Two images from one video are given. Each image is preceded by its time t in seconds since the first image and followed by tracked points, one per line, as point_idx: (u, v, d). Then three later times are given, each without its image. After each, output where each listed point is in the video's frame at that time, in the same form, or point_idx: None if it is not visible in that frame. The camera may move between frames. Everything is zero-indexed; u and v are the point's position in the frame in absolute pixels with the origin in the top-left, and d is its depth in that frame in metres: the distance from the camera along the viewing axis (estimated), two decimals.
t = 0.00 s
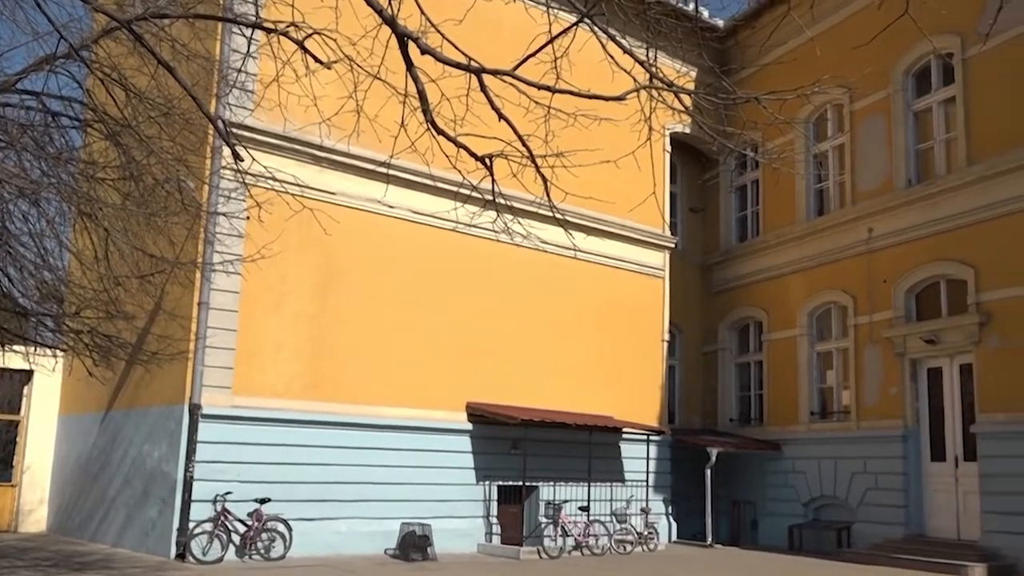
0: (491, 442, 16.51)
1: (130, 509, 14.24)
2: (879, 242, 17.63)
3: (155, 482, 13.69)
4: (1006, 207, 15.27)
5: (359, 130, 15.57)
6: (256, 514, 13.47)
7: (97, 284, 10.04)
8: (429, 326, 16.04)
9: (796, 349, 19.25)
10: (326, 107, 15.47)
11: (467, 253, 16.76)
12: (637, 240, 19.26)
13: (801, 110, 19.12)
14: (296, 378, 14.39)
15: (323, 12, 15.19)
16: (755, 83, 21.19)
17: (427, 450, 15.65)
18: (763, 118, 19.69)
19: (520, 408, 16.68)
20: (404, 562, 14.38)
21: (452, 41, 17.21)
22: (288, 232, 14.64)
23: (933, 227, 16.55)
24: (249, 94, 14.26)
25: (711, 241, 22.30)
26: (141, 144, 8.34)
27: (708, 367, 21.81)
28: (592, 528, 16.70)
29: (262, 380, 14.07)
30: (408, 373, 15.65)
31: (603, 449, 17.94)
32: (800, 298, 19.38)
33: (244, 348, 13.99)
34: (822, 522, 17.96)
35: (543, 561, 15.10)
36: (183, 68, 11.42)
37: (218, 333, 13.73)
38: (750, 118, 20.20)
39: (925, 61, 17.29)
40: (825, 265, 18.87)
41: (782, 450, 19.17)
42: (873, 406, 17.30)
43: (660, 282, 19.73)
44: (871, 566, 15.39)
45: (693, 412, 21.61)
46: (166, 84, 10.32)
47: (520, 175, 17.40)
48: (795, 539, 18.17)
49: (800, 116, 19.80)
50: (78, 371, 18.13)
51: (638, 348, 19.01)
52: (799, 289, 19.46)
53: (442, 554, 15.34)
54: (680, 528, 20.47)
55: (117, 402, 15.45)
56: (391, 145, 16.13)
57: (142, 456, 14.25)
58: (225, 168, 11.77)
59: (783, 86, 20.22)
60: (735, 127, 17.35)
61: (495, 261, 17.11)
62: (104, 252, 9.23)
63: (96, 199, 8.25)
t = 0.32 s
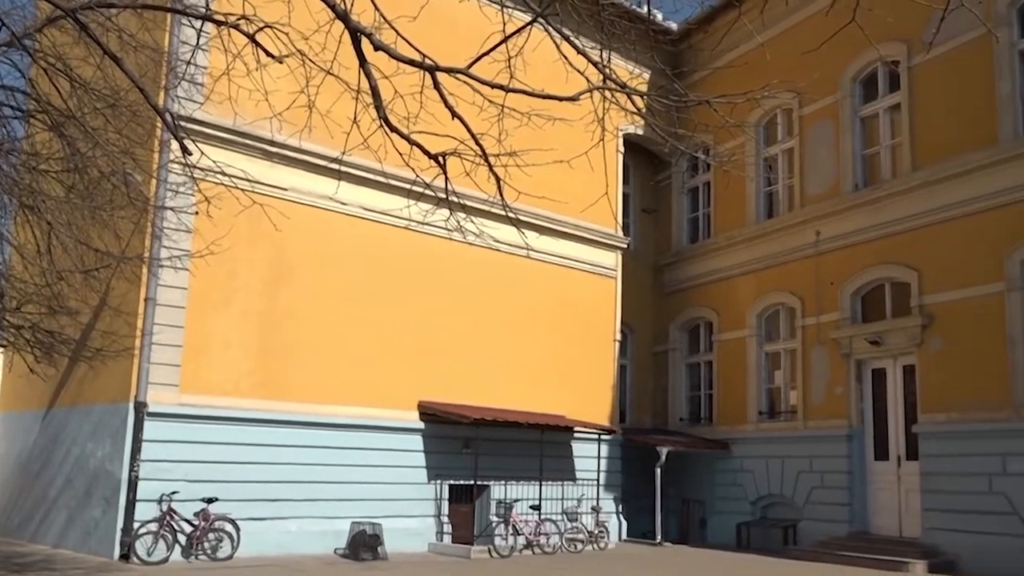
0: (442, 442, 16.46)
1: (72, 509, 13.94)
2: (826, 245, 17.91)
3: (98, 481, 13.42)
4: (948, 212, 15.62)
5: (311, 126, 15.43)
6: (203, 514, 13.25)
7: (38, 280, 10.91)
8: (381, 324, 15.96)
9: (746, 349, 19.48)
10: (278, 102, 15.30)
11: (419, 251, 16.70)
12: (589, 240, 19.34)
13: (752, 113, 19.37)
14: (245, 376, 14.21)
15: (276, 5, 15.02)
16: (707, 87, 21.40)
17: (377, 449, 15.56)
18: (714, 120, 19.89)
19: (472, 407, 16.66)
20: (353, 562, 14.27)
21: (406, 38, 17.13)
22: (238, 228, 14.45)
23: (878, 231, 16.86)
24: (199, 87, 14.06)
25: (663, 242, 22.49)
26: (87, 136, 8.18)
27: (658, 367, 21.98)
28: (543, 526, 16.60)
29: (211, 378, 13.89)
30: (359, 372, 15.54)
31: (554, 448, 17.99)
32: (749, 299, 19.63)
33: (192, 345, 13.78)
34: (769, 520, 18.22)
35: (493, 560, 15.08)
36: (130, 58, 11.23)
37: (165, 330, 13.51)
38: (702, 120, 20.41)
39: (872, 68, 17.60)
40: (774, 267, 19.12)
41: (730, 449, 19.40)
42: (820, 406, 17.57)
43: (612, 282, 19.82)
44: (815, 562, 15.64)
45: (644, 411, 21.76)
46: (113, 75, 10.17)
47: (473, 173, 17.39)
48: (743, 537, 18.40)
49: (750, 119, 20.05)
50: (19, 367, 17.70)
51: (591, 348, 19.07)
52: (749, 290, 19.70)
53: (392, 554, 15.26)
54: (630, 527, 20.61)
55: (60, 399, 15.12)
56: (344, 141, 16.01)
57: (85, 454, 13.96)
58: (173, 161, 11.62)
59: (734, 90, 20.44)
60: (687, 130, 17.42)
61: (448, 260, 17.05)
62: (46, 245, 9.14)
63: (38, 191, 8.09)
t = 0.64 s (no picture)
0: (385, 439, 16.38)
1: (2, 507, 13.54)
2: (768, 247, 18.19)
3: (30, 479, 13.06)
4: (886, 216, 15.97)
5: (255, 119, 15.22)
6: (140, 513, 13.01)
7: None
8: (324, 321, 15.80)
9: (689, 349, 19.71)
10: (221, 94, 15.07)
11: (364, 247, 16.58)
12: (536, 239, 19.37)
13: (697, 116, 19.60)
14: (185, 371, 13.98)
15: None
16: (653, 89, 21.59)
17: (320, 447, 15.41)
18: (660, 122, 20.08)
19: (417, 405, 16.59)
20: (294, 561, 14.11)
21: (353, 33, 16.99)
22: (179, 222, 14.20)
23: (818, 234, 17.17)
24: (140, 76, 13.79)
25: (609, 242, 22.64)
26: (20, 124, 7.97)
27: (603, 366, 22.11)
28: (486, 524, 16.54)
29: (151, 373, 13.63)
30: (302, 369, 15.38)
31: (499, 446, 18.00)
32: (693, 300, 19.85)
33: (130, 340, 13.49)
34: (709, 517, 18.48)
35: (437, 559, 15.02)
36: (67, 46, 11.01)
37: (102, 324, 13.19)
38: (648, 121, 20.58)
39: (814, 73, 17.92)
40: (717, 268, 19.36)
41: (672, 447, 19.62)
42: (760, 405, 17.83)
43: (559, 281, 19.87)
44: (753, 559, 15.87)
45: (588, 409, 21.87)
46: (49, 62, 9.93)
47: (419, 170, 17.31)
48: (684, 535, 18.60)
49: (696, 122, 20.27)
50: None
51: (536, 346, 19.09)
52: (692, 290, 19.93)
53: (334, 552, 15.15)
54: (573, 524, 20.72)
55: None
56: (288, 135, 15.82)
57: (17, 452, 13.57)
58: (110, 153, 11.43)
59: (680, 92, 20.63)
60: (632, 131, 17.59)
61: (393, 257, 16.95)
62: None
63: None
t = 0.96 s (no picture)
0: (323, 438, 16.21)
1: None
2: (706, 248, 18.43)
3: None
4: (819, 220, 16.31)
5: (191, 111, 14.95)
6: (67, 513, 12.69)
7: None
8: (261, 318, 15.59)
9: (627, 349, 19.88)
10: (155, 84, 14.77)
11: (302, 243, 16.40)
12: (477, 238, 19.34)
13: (637, 118, 19.78)
14: (117, 367, 13.67)
15: None
16: (593, 90, 21.73)
17: (256, 445, 15.21)
18: (601, 123, 20.22)
19: (355, 403, 16.47)
20: (228, 561, 13.90)
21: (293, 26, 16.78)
22: (112, 214, 13.88)
23: (755, 236, 17.46)
24: (71, 64, 13.44)
25: (550, 241, 22.74)
26: None
27: (542, 364, 22.18)
28: (425, 523, 16.44)
29: (81, 370, 13.30)
30: (237, 366, 15.16)
31: (438, 444, 17.94)
32: (631, 300, 20.04)
33: (59, 336, 13.13)
34: (646, 515, 18.66)
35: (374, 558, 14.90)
36: None
37: (29, 319, 12.81)
38: (589, 122, 20.72)
39: (751, 78, 18.21)
40: (656, 268, 19.57)
41: (611, 446, 19.76)
42: (697, 405, 18.07)
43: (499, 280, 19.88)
44: (688, 556, 16.11)
45: (528, 408, 21.93)
46: None
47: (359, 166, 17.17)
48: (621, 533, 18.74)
49: (636, 123, 20.46)
50: None
51: (476, 344, 19.07)
52: (631, 290, 20.12)
53: (270, 552, 14.96)
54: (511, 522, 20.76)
55: None
56: (225, 128, 15.57)
57: None
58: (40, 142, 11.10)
59: (620, 94, 20.79)
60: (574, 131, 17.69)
61: (332, 254, 16.80)
62: None
63: None
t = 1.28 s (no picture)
0: (270, 436, 16.03)
1: None
2: (655, 248, 18.59)
3: None
4: (766, 222, 16.53)
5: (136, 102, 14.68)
6: (3, 513, 12.31)
7: None
8: (206, 314, 15.37)
9: (576, 348, 19.97)
10: (98, 74, 14.47)
11: (249, 239, 16.20)
12: (428, 236, 19.23)
13: (588, 118, 19.89)
14: (56, 363, 13.38)
15: None
16: (544, 90, 21.78)
17: (200, 443, 15.00)
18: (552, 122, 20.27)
19: (303, 400, 16.30)
20: (171, 561, 13.69)
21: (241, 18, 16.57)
22: (52, 207, 13.59)
23: (703, 237, 17.65)
24: (11, 52, 13.12)
25: (500, 240, 22.74)
26: None
27: (492, 363, 22.17)
28: (372, 522, 16.34)
29: (19, 366, 13.00)
30: (181, 363, 14.93)
31: (386, 442, 17.83)
32: (581, 299, 20.13)
33: None
34: (594, 513, 18.79)
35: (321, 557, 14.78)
36: None
37: None
38: (540, 122, 20.77)
39: (701, 81, 18.41)
40: (605, 268, 19.69)
41: (559, 444, 19.84)
42: (644, 404, 18.22)
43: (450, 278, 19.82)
44: (633, 553, 16.25)
45: (477, 406, 21.92)
46: None
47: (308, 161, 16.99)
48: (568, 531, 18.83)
49: (587, 124, 20.56)
50: None
51: (426, 342, 18.99)
52: (580, 290, 20.22)
53: (214, 552, 14.78)
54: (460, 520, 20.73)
55: None
56: (170, 120, 15.31)
57: None
58: None
59: (571, 94, 20.87)
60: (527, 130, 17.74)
61: (279, 250, 16.62)
62: None
63: None
